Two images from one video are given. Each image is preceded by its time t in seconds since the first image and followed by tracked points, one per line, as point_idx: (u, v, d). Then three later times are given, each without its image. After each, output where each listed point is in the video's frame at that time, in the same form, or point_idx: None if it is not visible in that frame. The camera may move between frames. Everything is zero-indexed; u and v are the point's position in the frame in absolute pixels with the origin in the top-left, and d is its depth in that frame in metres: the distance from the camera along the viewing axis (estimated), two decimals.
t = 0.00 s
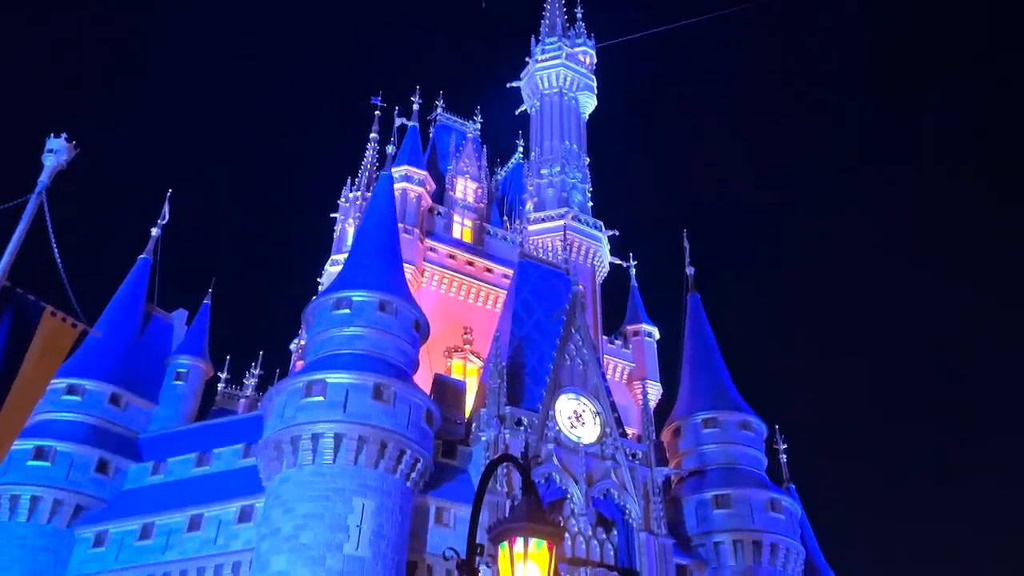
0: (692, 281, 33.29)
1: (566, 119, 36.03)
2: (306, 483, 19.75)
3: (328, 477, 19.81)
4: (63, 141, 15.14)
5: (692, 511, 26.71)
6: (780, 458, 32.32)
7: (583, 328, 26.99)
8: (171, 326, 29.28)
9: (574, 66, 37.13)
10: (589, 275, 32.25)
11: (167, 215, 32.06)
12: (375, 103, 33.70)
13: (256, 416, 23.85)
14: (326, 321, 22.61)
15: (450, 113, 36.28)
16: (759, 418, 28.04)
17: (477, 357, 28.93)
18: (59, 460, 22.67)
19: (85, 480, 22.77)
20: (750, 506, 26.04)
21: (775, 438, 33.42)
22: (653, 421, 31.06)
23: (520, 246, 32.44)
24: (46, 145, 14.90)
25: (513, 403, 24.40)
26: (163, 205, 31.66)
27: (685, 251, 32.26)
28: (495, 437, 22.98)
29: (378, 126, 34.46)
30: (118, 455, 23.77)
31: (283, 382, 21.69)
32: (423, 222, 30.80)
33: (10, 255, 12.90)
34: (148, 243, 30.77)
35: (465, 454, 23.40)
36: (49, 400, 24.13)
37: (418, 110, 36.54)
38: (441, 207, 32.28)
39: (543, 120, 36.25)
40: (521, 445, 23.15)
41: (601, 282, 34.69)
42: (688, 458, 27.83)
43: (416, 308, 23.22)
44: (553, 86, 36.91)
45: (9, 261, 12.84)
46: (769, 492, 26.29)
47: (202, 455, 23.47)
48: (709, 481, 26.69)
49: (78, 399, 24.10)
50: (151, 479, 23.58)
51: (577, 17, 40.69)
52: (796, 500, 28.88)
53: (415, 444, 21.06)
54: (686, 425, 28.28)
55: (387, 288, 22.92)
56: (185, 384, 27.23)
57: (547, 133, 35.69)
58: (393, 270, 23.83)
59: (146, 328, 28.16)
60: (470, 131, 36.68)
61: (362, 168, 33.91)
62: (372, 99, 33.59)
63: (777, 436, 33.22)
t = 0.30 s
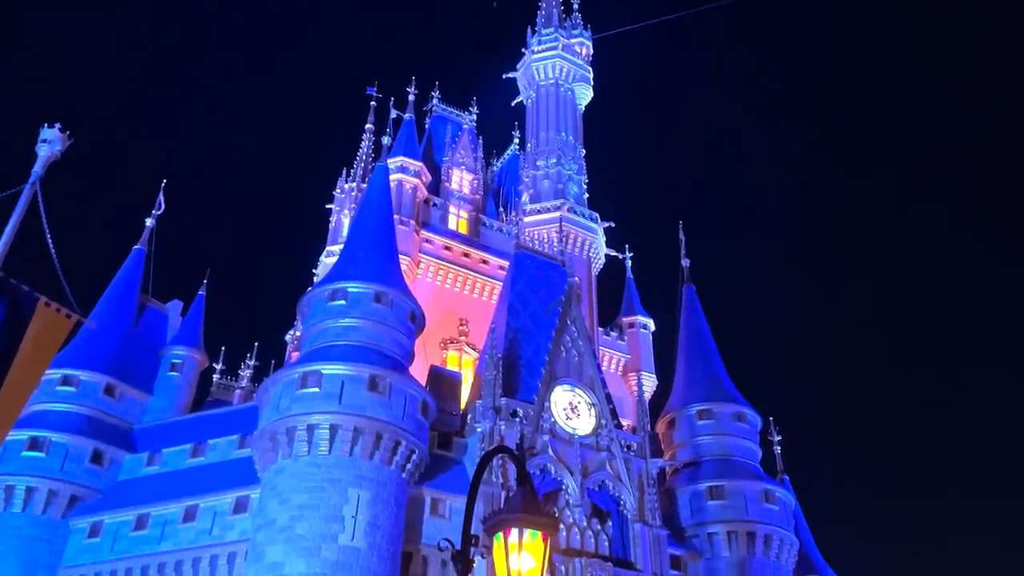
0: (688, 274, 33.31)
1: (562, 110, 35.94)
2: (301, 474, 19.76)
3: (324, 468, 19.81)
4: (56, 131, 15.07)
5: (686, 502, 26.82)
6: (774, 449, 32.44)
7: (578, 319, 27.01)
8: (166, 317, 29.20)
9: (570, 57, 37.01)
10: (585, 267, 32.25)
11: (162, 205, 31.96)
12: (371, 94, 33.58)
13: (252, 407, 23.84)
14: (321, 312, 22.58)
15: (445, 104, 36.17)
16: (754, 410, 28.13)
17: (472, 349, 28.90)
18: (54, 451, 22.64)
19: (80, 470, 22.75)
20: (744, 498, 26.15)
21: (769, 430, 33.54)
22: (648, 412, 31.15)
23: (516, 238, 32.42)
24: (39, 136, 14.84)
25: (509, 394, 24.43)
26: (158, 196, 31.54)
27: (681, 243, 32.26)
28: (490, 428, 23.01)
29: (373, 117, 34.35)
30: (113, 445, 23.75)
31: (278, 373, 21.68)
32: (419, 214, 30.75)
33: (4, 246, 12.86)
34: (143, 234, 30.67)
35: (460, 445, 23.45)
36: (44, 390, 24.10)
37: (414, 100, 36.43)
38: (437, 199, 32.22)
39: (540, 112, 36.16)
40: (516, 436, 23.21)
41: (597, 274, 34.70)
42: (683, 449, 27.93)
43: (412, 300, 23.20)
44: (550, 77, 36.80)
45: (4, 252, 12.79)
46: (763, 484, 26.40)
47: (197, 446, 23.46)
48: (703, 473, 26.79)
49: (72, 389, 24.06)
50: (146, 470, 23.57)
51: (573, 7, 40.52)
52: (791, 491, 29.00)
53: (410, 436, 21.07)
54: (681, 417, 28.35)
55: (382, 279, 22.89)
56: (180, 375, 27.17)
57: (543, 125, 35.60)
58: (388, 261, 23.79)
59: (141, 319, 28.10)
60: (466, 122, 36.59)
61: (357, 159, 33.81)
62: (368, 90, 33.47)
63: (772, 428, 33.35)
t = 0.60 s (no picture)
0: (683, 266, 33.35)
1: (558, 102, 35.87)
2: (295, 465, 19.77)
3: (318, 459, 19.83)
4: (49, 120, 14.99)
5: (680, 494, 26.95)
6: (767, 441, 32.59)
7: (573, 311, 27.03)
8: (160, 307, 29.13)
9: (566, 49, 36.90)
10: (580, 259, 32.25)
11: (156, 195, 31.82)
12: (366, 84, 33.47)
13: (246, 398, 23.84)
14: (315, 304, 22.55)
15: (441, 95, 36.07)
16: (747, 402, 28.24)
17: (467, 341, 28.93)
18: (48, 441, 22.60)
19: (74, 461, 22.73)
20: (737, 489, 26.29)
21: (763, 422, 33.70)
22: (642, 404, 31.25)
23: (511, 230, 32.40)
24: (32, 125, 14.76)
25: (503, 386, 24.48)
26: (152, 186, 31.41)
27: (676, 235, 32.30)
28: (484, 420, 23.06)
29: (368, 107, 34.23)
30: (107, 436, 23.72)
31: (273, 363, 21.68)
32: (414, 205, 30.70)
33: None
34: (137, 224, 30.55)
35: (455, 437, 23.50)
36: (37, 381, 24.04)
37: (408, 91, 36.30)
38: (432, 190, 32.17)
39: (535, 103, 36.07)
40: (510, 427, 23.27)
41: (592, 266, 34.71)
42: (677, 441, 28.05)
43: (406, 291, 23.19)
44: (545, 68, 36.70)
45: None
46: (756, 476, 26.53)
47: (191, 436, 23.44)
48: (697, 464, 26.91)
49: (65, 379, 24.00)
50: (139, 460, 23.55)
51: None
52: (783, 483, 29.16)
53: (404, 427, 21.10)
54: (675, 409, 28.45)
55: (377, 271, 22.86)
56: (173, 365, 26.96)
57: (538, 116, 35.53)
58: (383, 252, 23.76)
59: (134, 309, 28.02)
60: (461, 113, 36.50)
61: (352, 150, 33.71)
62: (363, 80, 33.35)
63: (765, 420, 33.50)
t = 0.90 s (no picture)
0: (677, 258, 33.39)
1: (553, 93, 35.79)
2: (289, 455, 19.77)
3: (311, 449, 19.83)
4: (42, 108, 14.89)
5: (672, 485, 27.07)
6: (759, 433, 32.74)
7: (567, 303, 27.05)
8: (153, 297, 29.03)
9: (561, 40, 36.80)
10: (574, 251, 32.25)
11: (148, 184, 31.65)
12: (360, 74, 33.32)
13: (239, 388, 23.81)
14: (309, 295, 22.51)
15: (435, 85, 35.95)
16: (740, 394, 28.35)
17: (461, 332, 28.91)
18: (40, 431, 22.53)
19: (67, 451, 22.67)
20: (729, 480, 26.43)
21: (755, 414, 33.84)
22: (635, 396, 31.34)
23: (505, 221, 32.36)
24: (24, 113, 14.65)
25: (497, 377, 24.51)
26: (145, 175, 31.25)
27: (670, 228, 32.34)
28: (478, 411, 23.09)
29: (363, 98, 34.08)
30: (100, 426, 23.67)
31: (266, 354, 21.64)
32: (408, 196, 30.63)
33: None
34: (130, 214, 30.39)
35: (448, 428, 23.52)
36: (29, 370, 23.96)
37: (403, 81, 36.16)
38: (426, 181, 32.09)
39: (530, 94, 35.98)
40: (504, 419, 23.31)
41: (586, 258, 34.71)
42: (670, 433, 28.16)
43: (401, 283, 23.16)
44: (540, 60, 36.60)
45: None
46: (748, 467, 26.67)
47: (184, 427, 23.41)
48: (689, 456, 27.03)
49: (58, 369, 23.91)
50: (132, 450, 23.51)
51: None
52: (775, 474, 29.32)
53: (398, 418, 21.11)
54: (668, 401, 28.54)
55: (371, 262, 22.82)
56: (166, 356, 26.96)
57: (533, 108, 35.44)
58: (377, 243, 23.72)
59: (127, 299, 27.91)
60: (456, 104, 36.40)
61: (346, 140, 33.58)
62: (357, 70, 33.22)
63: (758, 412, 33.63)
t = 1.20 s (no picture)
0: (670, 250, 33.43)
1: (547, 84, 35.70)
2: (282, 446, 19.76)
3: (304, 440, 19.82)
4: (33, 97, 14.81)
5: (665, 476, 27.20)
6: (751, 425, 32.89)
7: (561, 295, 27.08)
8: (146, 287, 28.92)
9: (556, 31, 36.68)
10: (568, 243, 32.25)
11: (141, 174, 31.48)
12: (354, 64, 33.16)
13: (232, 378, 23.78)
14: (302, 285, 22.45)
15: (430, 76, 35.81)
16: (732, 386, 28.46)
17: (454, 324, 28.95)
18: (32, 421, 22.46)
19: (59, 441, 22.61)
20: (721, 472, 26.56)
21: (747, 406, 33.98)
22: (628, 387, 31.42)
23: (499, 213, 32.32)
24: (16, 101, 14.57)
25: (490, 368, 24.53)
26: (137, 164, 31.08)
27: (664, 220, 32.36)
28: (471, 402, 23.12)
29: (357, 88, 33.92)
30: (92, 416, 23.60)
31: (259, 344, 21.61)
32: (402, 186, 30.56)
33: None
34: (122, 203, 30.23)
35: (442, 419, 23.54)
36: (21, 360, 23.87)
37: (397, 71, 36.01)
38: (420, 172, 32.01)
39: (525, 86, 35.89)
40: (497, 410, 23.34)
41: (580, 250, 34.72)
42: (662, 425, 28.26)
43: (394, 274, 23.14)
44: (535, 51, 36.48)
45: None
46: (740, 459, 26.80)
47: (177, 417, 23.36)
48: (682, 447, 27.14)
49: (50, 359, 23.82)
50: (125, 440, 23.46)
51: None
52: (767, 466, 29.47)
53: (391, 409, 21.12)
54: (660, 392, 28.63)
55: (365, 252, 22.77)
56: (159, 346, 26.86)
57: (528, 99, 35.35)
58: (371, 234, 23.67)
59: (119, 289, 27.80)
60: (450, 95, 36.29)
61: (340, 130, 33.43)
62: (351, 60, 33.06)
63: (750, 404, 33.77)
